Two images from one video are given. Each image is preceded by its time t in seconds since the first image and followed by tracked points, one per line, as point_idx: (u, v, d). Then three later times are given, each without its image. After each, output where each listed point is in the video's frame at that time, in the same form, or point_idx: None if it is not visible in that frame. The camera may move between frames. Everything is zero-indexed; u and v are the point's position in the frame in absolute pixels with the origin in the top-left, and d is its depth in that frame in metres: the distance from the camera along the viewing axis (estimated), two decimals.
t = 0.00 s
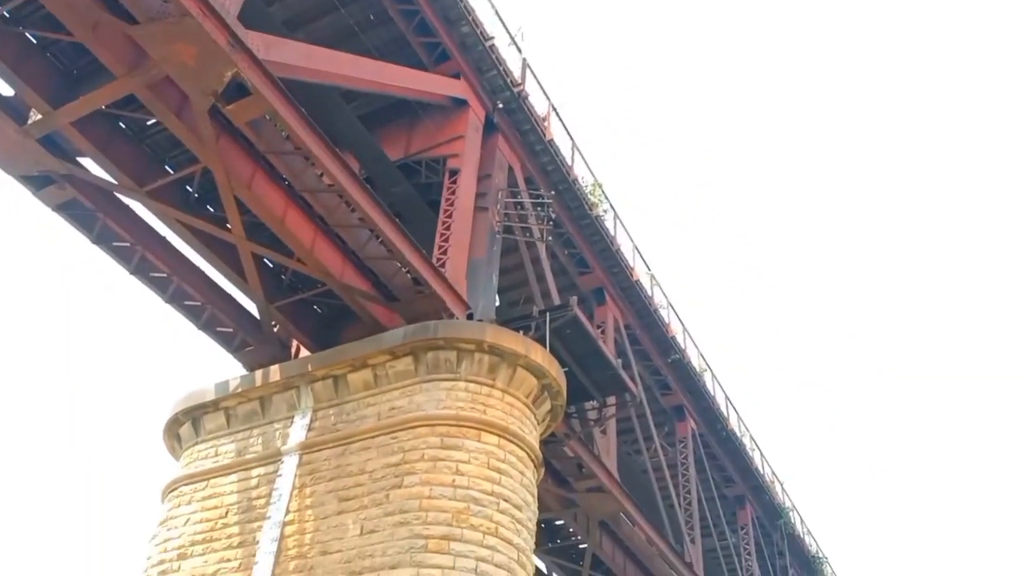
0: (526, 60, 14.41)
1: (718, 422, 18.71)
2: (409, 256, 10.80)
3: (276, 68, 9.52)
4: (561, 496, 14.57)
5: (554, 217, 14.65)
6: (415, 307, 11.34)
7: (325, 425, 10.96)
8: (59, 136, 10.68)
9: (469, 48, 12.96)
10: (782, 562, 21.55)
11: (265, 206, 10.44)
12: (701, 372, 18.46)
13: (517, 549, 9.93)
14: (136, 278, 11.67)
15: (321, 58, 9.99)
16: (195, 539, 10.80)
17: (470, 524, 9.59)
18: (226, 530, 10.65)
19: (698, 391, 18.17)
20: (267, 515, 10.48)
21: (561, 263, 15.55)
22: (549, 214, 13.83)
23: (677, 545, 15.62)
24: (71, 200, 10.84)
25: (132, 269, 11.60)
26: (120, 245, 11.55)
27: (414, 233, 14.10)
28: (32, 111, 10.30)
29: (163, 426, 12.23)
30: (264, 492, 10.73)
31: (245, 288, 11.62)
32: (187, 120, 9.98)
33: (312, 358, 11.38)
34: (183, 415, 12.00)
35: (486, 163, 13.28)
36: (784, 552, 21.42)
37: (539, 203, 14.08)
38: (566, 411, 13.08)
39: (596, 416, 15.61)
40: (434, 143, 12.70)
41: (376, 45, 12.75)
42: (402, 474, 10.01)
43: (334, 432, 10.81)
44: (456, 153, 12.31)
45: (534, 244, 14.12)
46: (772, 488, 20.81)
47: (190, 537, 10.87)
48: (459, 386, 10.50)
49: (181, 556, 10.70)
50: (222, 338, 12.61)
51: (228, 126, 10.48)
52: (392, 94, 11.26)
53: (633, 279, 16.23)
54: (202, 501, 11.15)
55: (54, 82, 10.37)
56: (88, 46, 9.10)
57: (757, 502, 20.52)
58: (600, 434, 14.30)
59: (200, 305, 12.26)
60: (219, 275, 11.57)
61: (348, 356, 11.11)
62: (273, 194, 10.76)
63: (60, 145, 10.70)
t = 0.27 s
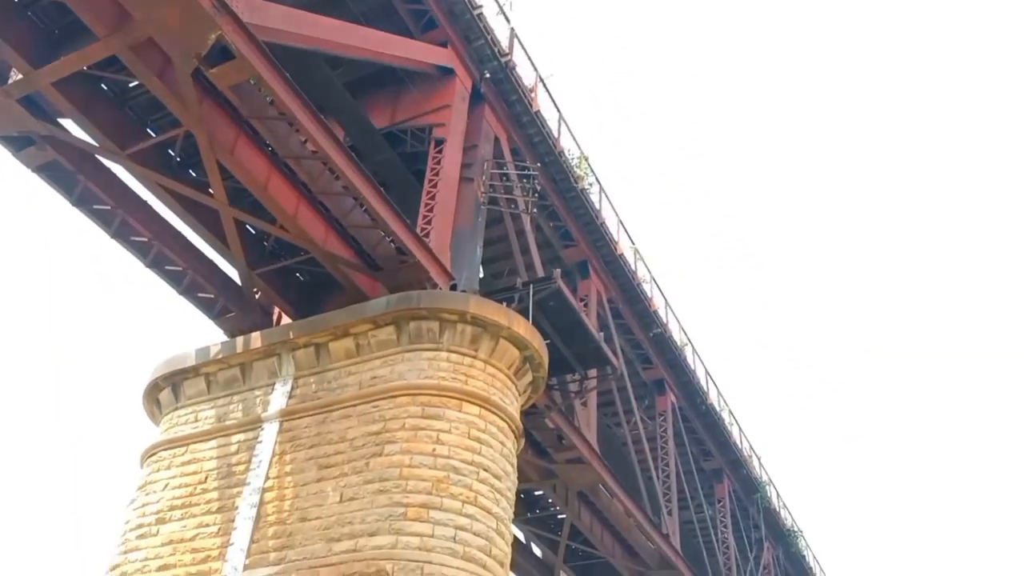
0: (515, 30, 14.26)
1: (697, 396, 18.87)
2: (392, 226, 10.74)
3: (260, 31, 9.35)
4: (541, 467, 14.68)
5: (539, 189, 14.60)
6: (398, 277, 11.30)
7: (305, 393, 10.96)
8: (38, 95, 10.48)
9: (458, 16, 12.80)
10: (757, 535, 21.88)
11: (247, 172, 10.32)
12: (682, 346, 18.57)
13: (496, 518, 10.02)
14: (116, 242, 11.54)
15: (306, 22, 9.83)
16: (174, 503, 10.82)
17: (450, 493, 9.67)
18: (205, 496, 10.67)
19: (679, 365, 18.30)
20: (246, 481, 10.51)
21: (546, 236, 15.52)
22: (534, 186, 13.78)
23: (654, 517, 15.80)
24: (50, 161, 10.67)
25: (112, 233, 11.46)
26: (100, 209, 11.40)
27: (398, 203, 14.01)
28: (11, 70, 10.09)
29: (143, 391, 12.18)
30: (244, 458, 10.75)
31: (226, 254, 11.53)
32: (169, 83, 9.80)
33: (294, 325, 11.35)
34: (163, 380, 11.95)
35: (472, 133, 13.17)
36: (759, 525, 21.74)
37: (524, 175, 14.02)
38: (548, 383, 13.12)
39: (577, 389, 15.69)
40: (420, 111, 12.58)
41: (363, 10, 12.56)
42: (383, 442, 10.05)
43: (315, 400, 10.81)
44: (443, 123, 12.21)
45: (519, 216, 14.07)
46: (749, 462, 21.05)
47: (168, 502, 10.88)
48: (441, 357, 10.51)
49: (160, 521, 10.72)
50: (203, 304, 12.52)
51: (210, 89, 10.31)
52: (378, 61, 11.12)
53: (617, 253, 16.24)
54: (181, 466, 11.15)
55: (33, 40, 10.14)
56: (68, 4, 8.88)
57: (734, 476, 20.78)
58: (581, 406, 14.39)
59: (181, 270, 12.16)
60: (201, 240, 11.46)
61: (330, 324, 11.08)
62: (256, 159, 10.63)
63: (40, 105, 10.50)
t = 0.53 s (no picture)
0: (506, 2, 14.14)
1: (681, 372, 19.02)
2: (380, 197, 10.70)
3: None
4: (524, 440, 14.79)
5: (528, 163, 14.56)
6: (385, 249, 11.29)
7: (291, 363, 10.97)
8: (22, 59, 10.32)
9: None
10: (736, 509, 22.19)
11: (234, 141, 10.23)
12: (667, 323, 18.69)
13: (479, 489, 10.13)
14: (100, 209, 11.44)
15: None
16: (158, 471, 10.85)
17: (434, 464, 9.75)
18: (189, 464, 10.70)
19: (663, 342, 18.41)
20: (230, 450, 10.54)
21: (533, 210, 15.50)
22: (523, 160, 13.74)
23: (635, 490, 15.99)
24: (34, 125, 10.54)
25: (97, 199, 11.37)
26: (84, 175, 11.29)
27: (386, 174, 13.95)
28: None
29: (127, 358, 12.14)
30: (229, 427, 10.77)
31: (212, 223, 11.47)
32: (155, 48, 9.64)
33: (280, 295, 11.33)
34: (148, 348, 11.93)
35: (461, 105, 13.09)
36: (738, 498, 22.02)
37: (513, 149, 13.97)
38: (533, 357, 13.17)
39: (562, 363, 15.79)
40: (409, 83, 12.49)
41: None
42: (367, 413, 10.10)
43: (300, 370, 10.83)
44: (432, 95, 12.13)
45: (507, 189, 14.04)
46: (730, 437, 21.28)
47: (153, 469, 10.90)
48: (426, 329, 10.54)
49: (144, 488, 10.76)
50: (188, 273, 12.46)
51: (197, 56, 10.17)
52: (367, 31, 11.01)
53: (604, 229, 16.26)
54: (166, 434, 11.16)
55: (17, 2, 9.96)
56: None
57: (715, 450, 21.00)
58: (565, 380, 14.47)
59: (166, 238, 12.08)
60: (187, 209, 11.39)
61: (316, 295, 11.08)
62: (243, 128, 10.53)
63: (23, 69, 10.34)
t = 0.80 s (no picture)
0: None
1: (668, 348, 19.11)
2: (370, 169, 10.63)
3: None
4: (512, 412, 14.86)
5: (519, 136, 14.50)
6: (375, 221, 11.24)
7: (279, 333, 10.96)
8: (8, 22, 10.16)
9: None
10: (721, 484, 22.41)
11: (223, 109, 10.11)
12: (655, 298, 18.73)
13: (466, 461, 10.19)
14: (87, 176, 11.33)
15: None
16: (146, 439, 10.86)
17: (422, 435, 9.80)
18: (177, 432, 10.71)
19: (652, 317, 18.47)
20: (218, 419, 10.56)
21: (524, 184, 15.46)
22: (514, 133, 13.68)
23: (622, 464, 16.12)
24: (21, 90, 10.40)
25: (84, 166, 11.26)
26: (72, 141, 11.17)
27: (376, 145, 13.87)
28: None
29: (115, 326, 12.10)
30: (217, 397, 10.78)
31: (201, 192, 11.38)
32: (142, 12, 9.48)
33: (268, 266, 11.28)
34: (136, 317, 11.89)
35: (452, 77, 12.98)
36: (723, 473, 22.24)
37: (504, 122, 13.90)
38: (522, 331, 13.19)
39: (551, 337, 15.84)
40: (400, 53, 12.38)
41: None
42: (356, 385, 10.13)
43: (289, 341, 10.82)
44: (423, 65, 12.03)
45: (498, 163, 13.99)
46: (716, 413, 21.44)
47: (140, 438, 10.91)
48: (416, 302, 10.54)
49: (132, 456, 10.77)
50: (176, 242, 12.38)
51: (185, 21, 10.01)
52: None
53: (595, 204, 16.23)
54: (154, 402, 11.16)
55: None
56: None
57: (701, 426, 21.16)
58: (554, 354, 14.53)
59: (154, 206, 11.99)
60: (175, 177, 11.29)
61: (305, 266, 11.04)
62: (231, 95, 10.40)
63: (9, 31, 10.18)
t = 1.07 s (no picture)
0: None
1: (661, 324, 19.15)
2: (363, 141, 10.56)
3: None
4: (504, 387, 14.92)
5: (514, 110, 14.41)
6: (369, 194, 11.19)
7: (271, 306, 10.95)
8: None
9: None
10: (710, 459, 22.59)
11: (215, 78, 9.98)
12: (649, 274, 18.75)
13: (458, 434, 10.23)
14: (78, 145, 11.23)
15: None
16: (138, 410, 10.87)
17: (414, 408, 9.84)
18: (168, 403, 10.73)
19: (645, 294, 18.48)
20: (210, 391, 10.57)
21: (518, 158, 15.39)
22: (509, 106, 13.59)
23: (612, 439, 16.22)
24: (10, 57, 10.26)
25: (75, 135, 11.15)
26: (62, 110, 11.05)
27: (370, 117, 13.76)
28: None
29: (106, 297, 12.07)
30: (209, 368, 10.78)
31: (193, 163, 11.30)
32: None
33: (261, 238, 11.24)
34: (128, 287, 11.85)
35: (447, 48, 12.87)
36: (713, 449, 22.39)
37: (499, 95, 13.80)
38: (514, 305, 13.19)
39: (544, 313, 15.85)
40: (394, 23, 12.26)
41: None
42: (348, 357, 10.15)
43: (281, 313, 10.81)
44: (417, 36, 11.92)
45: (492, 136, 13.91)
46: (707, 389, 21.54)
47: (132, 408, 10.92)
48: (408, 275, 10.52)
49: (124, 426, 10.79)
50: (168, 213, 12.31)
51: None
52: None
53: (589, 179, 16.18)
54: (145, 373, 11.16)
55: None
56: None
57: (692, 402, 21.26)
58: (547, 329, 14.55)
59: (145, 176, 11.91)
60: (166, 147, 11.20)
61: (298, 239, 11.00)
62: (223, 65, 10.27)
63: None
